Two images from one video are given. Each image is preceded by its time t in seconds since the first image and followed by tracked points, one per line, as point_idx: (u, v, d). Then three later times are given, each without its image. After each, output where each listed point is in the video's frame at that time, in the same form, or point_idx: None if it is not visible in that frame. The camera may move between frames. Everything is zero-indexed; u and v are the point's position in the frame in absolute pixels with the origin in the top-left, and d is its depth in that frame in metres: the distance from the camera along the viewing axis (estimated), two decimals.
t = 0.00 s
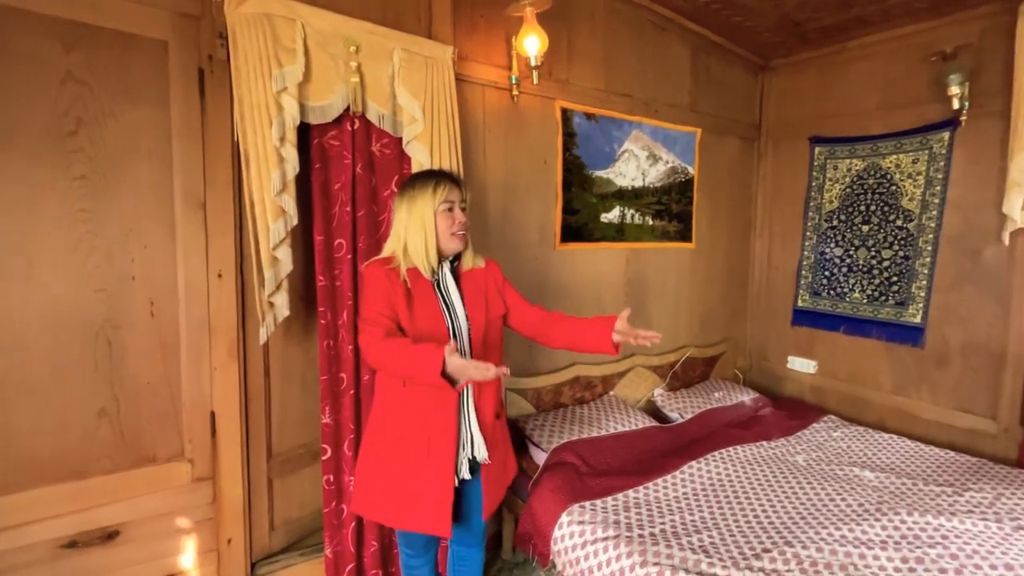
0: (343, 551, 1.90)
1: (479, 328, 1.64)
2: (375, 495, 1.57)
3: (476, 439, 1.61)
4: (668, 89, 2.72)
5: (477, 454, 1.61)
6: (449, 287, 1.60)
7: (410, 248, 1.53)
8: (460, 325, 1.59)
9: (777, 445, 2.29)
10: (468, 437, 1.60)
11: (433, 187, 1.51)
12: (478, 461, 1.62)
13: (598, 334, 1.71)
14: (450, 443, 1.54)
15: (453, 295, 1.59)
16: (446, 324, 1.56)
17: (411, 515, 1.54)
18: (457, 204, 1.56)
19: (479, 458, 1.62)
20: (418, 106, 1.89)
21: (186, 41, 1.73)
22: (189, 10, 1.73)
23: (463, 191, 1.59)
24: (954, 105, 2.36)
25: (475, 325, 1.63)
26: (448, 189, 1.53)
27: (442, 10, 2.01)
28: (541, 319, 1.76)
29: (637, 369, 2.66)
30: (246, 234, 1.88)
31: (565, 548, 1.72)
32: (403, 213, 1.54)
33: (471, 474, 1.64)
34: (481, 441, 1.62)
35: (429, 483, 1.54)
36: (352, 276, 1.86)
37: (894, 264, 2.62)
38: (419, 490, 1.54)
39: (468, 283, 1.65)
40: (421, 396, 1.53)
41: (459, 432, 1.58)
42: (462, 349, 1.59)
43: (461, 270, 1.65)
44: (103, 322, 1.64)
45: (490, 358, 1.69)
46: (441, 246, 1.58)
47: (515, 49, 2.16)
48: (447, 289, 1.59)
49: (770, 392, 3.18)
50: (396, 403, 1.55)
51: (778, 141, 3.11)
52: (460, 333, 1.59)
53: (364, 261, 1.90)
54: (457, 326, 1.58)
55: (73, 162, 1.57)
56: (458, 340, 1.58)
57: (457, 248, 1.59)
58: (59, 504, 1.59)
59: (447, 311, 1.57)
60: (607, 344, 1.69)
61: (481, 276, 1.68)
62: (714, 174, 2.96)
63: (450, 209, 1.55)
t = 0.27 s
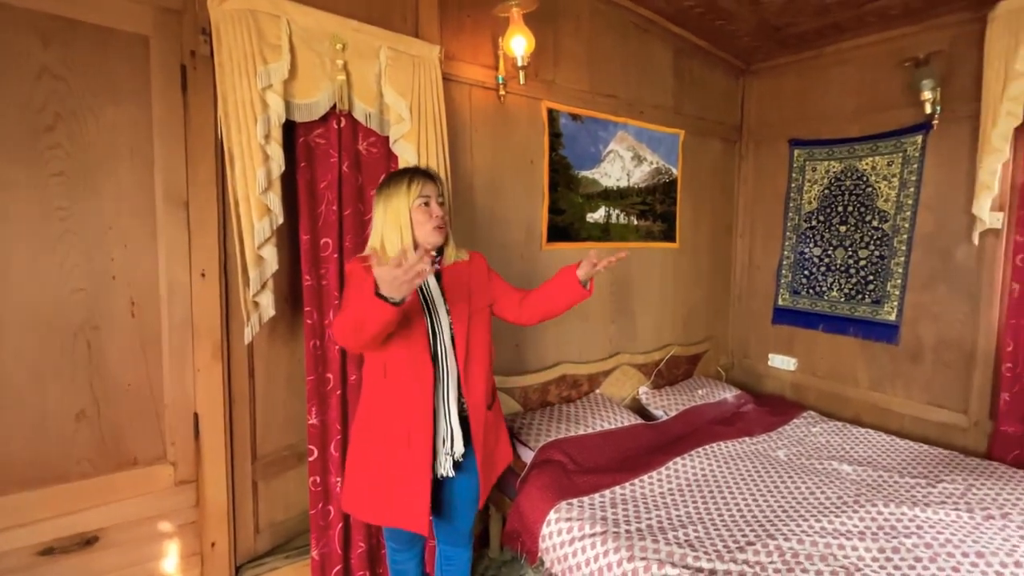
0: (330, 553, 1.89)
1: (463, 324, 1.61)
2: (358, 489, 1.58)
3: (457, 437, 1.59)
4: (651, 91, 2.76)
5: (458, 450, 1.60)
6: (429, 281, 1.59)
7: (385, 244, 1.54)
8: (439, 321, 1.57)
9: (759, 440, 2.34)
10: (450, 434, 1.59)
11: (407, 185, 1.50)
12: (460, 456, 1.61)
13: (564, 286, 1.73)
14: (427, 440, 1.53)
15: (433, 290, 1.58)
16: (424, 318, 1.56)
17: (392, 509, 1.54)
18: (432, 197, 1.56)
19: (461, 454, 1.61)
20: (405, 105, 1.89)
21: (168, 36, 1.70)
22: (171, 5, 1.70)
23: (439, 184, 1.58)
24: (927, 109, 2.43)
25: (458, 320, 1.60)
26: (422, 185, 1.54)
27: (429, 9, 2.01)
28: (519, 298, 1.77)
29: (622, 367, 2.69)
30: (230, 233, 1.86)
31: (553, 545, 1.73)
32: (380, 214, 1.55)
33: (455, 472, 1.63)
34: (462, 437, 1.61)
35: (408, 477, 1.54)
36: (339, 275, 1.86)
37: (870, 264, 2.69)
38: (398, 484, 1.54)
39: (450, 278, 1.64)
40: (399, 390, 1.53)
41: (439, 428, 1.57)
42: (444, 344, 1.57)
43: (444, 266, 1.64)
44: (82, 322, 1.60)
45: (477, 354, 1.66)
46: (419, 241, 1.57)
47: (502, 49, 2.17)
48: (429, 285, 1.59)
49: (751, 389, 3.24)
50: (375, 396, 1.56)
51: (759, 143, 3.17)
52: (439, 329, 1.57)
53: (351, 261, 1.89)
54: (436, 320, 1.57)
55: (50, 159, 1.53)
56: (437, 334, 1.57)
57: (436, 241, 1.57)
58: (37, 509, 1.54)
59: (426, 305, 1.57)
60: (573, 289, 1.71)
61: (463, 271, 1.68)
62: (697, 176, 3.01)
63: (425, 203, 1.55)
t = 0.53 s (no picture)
0: (319, 555, 1.87)
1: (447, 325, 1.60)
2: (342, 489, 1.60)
3: (438, 440, 1.59)
4: (639, 92, 2.78)
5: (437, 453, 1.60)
6: (413, 283, 1.60)
7: (371, 245, 1.58)
8: (421, 323, 1.58)
9: (744, 437, 2.37)
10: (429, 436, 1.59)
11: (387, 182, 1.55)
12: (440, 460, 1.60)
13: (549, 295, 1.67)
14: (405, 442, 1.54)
15: (416, 291, 1.59)
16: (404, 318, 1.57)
17: (368, 512, 1.55)
18: (415, 195, 1.58)
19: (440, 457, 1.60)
20: (393, 104, 1.88)
21: (153, 32, 1.67)
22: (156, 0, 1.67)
23: (424, 183, 1.61)
24: (906, 113, 2.49)
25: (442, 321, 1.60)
26: (404, 182, 1.57)
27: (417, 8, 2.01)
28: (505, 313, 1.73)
29: (610, 366, 2.71)
30: (216, 232, 1.83)
31: (543, 543, 1.74)
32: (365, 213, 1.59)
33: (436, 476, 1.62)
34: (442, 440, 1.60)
35: (384, 480, 1.54)
36: (327, 274, 1.85)
37: (851, 264, 2.75)
38: (374, 486, 1.55)
39: (438, 279, 1.63)
40: (376, 391, 1.55)
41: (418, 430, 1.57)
42: (423, 345, 1.58)
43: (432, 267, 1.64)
44: (64, 323, 1.57)
45: (462, 357, 1.66)
46: (405, 240, 1.60)
47: (491, 49, 2.17)
48: (412, 286, 1.60)
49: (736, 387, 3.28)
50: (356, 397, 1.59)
51: (744, 145, 3.21)
52: (420, 332, 1.58)
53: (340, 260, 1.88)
54: (416, 321, 1.58)
55: (30, 156, 1.50)
56: (417, 334, 1.58)
57: (423, 238, 1.59)
58: (17, 514, 1.51)
59: (407, 306, 1.58)
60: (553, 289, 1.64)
61: (452, 272, 1.66)
62: (683, 177, 3.04)
63: (409, 200, 1.57)
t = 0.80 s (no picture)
0: (313, 555, 1.87)
1: (442, 325, 1.60)
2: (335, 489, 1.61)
3: (430, 440, 1.60)
4: (630, 93, 2.80)
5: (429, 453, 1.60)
6: (407, 282, 1.61)
7: (365, 244, 1.59)
8: (416, 323, 1.59)
9: (735, 434, 2.40)
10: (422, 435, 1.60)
11: (384, 180, 1.57)
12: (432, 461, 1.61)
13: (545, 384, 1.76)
14: (398, 443, 1.54)
15: (411, 290, 1.60)
16: (398, 319, 1.58)
17: (361, 512, 1.56)
18: (413, 194, 1.59)
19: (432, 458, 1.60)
20: (387, 103, 1.88)
21: (145, 30, 1.66)
22: None
23: (422, 183, 1.62)
24: (892, 115, 2.53)
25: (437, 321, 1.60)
26: (402, 182, 1.58)
27: (411, 8, 2.02)
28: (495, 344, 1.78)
29: (603, 365, 2.73)
30: (208, 231, 1.82)
31: (538, 540, 1.75)
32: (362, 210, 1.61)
33: (428, 476, 1.62)
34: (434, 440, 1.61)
35: (378, 481, 1.55)
36: (320, 273, 1.85)
37: (838, 263, 2.79)
38: (368, 486, 1.55)
39: (433, 279, 1.63)
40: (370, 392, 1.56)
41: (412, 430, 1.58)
42: (417, 346, 1.59)
43: (427, 267, 1.65)
44: (54, 323, 1.55)
45: (454, 358, 1.67)
46: (400, 239, 1.61)
47: (484, 50, 2.18)
48: (407, 286, 1.61)
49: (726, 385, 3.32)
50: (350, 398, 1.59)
51: (734, 146, 3.25)
52: (415, 332, 1.59)
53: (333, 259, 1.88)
54: (411, 322, 1.59)
55: (20, 154, 1.48)
56: (412, 335, 1.59)
57: (418, 238, 1.60)
58: (6, 517, 1.49)
59: (402, 306, 1.59)
60: (555, 401, 1.73)
61: (448, 273, 1.66)
62: (674, 177, 3.07)
63: (406, 200, 1.58)
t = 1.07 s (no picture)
0: (310, 554, 1.88)
1: (439, 325, 1.61)
2: (335, 489, 1.61)
3: (430, 438, 1.60)
4: (625, 94, 2.82)
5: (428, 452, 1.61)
6: (405, 283, 1.61)
7: (362, 244, 1.59)
8: (415, 323, 1.60)
9: (730, 433, 2.42)
10: (421, 435, 1.60)
11: (381, 180, 1.57)
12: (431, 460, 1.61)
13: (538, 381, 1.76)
14: (397, 442, 1.55)
15: (409, 291, 1.61)
16: (397, 319, 1.58)
17: (361, 511, 1.56)
18: (410, 195, 1.59)
19: (431, 457, 1.61)
20: (384, 103, 1.88)
21: (141, 29, 1.66)
22: None
23: (419, 183, 1.62)
24: (883, 116, 2.56)
25: (434, 321, 1.61)
26: (399, 182, 1.58)
27: (408, 9, 2.02)
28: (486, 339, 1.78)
29: (599, 364, 2.74)
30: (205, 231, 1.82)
31: (535, 538, 1.76)
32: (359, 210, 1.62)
33: (427, 475, 1.63)
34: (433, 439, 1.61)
35: (378, 480, 1.55)
36: (317, 273, 1.85)
37: (831, 262, 2.82)
38: (369, 485, 1.56)
39: (431, 280, 1.64)
40: (369, 393, 1.56)
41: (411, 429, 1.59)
42: (415, 346, 1.59)
43: (425, 267, 1.65)
44: (50, 323, 1.55)
45: (452, 357, 1.67)
46: (396, 239, 1.62)
47: (480, 50, 2.19)
48: (405, 286, 1.61)
49: (721, 384, 3.34)
50: (348, 398, 1.59)
51: (727, 146, 3.28)
52: (413, 332, 1.59)
53: (330, 259, 1.89)
54: (409, 322, 1.59)
55: (15, 153, 1.47)
56: (410, 335, 1.59)
57: (415, 238, 1.61)
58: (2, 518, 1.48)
59: (400, 306, 1.59)
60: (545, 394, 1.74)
61: (445, 273, 1.67)
62: (669, 177, 3.09)
63: (403, 200, 1.58)
